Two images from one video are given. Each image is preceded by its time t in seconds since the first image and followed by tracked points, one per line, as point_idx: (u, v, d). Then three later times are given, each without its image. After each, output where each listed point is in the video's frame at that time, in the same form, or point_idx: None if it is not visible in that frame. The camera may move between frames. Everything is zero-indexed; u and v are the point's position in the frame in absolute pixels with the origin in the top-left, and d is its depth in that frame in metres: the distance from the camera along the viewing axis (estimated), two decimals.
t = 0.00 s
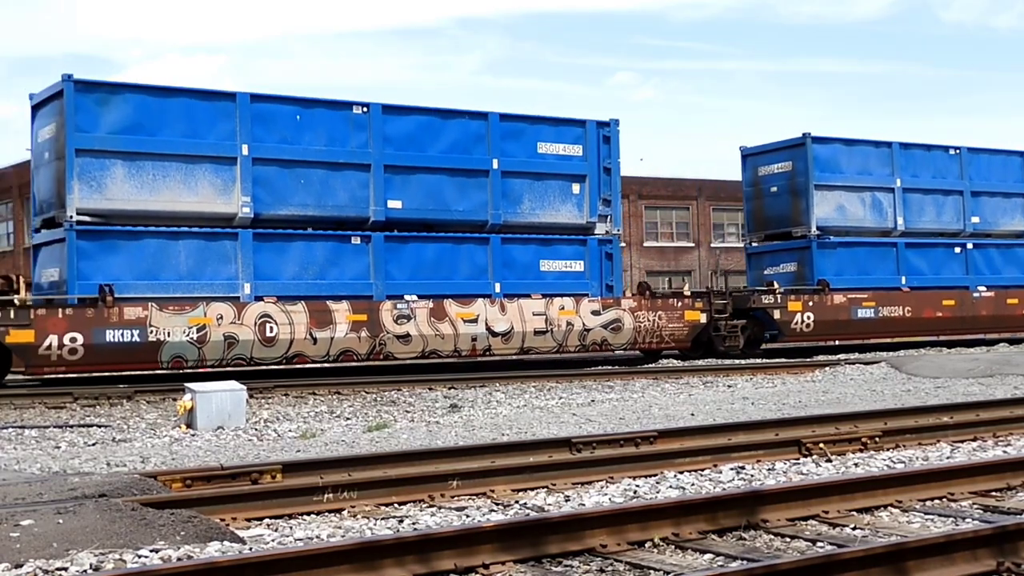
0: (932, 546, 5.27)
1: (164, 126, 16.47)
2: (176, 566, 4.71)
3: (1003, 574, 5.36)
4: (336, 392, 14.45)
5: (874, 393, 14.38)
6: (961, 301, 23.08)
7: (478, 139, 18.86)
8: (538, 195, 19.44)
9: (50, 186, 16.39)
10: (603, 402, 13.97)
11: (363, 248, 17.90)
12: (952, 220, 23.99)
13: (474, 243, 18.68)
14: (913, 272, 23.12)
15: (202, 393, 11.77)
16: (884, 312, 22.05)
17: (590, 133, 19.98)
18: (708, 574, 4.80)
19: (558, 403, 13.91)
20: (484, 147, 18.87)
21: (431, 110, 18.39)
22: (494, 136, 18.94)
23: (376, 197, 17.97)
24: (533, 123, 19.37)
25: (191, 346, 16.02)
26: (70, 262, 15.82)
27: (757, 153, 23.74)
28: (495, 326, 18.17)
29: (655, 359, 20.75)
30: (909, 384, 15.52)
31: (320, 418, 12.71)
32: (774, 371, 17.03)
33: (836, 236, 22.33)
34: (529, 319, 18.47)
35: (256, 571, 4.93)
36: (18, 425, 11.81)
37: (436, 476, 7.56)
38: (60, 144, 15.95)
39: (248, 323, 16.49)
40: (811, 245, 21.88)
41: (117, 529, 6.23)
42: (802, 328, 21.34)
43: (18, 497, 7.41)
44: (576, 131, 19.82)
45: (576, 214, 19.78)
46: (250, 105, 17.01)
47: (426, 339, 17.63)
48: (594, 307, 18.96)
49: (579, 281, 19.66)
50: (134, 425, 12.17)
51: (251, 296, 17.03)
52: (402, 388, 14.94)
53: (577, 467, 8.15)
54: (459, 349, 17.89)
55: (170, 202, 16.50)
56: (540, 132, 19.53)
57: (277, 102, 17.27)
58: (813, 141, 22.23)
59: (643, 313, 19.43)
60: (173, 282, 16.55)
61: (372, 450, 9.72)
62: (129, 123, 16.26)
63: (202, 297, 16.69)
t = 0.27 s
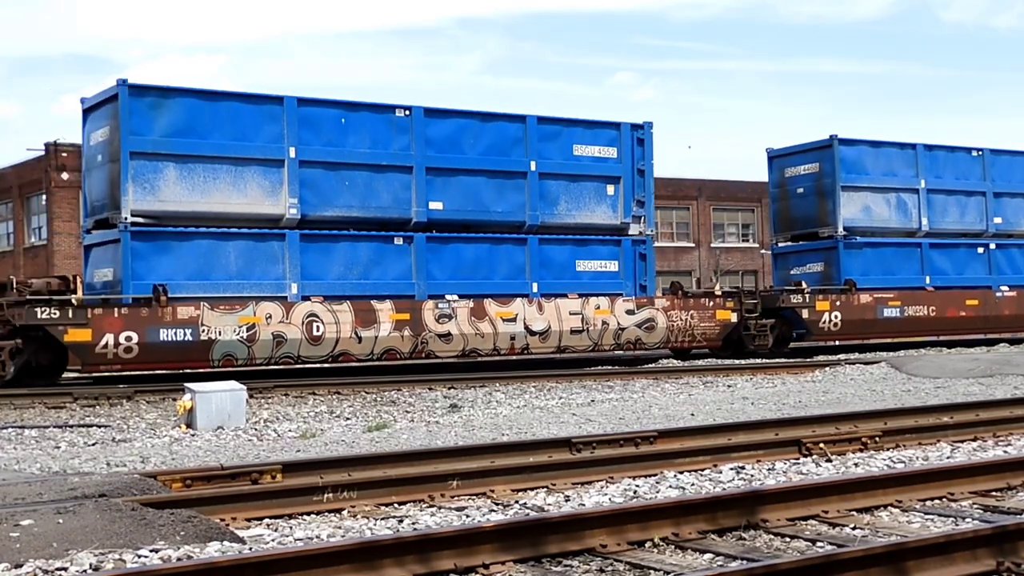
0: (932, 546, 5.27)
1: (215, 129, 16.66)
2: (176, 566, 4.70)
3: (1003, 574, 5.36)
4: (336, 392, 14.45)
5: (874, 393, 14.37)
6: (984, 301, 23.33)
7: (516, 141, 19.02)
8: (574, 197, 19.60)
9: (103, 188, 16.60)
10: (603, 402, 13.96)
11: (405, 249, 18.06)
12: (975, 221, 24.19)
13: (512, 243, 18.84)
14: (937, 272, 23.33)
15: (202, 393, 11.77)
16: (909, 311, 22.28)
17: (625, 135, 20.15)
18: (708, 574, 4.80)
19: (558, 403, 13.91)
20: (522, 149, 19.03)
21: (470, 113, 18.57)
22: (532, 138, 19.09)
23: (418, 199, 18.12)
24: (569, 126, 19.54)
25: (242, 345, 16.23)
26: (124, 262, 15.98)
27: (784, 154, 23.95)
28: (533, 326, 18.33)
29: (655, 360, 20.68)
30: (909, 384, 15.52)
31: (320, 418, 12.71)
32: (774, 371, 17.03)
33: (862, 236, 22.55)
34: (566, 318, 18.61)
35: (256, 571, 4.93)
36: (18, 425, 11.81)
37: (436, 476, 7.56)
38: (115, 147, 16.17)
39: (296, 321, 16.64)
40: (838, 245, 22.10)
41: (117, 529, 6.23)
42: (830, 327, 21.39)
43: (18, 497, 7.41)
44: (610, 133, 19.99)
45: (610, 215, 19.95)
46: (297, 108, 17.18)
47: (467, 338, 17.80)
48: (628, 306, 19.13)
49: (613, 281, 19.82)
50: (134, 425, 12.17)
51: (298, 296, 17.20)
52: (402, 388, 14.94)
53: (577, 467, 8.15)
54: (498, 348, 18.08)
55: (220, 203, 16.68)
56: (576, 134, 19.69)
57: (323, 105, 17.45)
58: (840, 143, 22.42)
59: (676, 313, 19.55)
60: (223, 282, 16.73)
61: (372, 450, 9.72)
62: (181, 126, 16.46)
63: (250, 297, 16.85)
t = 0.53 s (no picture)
0: (932, 546, 5.27)
1: (262, 132, 16.78)
2: (176, 567, 4.71)
3: (1003, 574, 5.36)
4: (336, 392, 14.44)
5: (874, 393, 14.37)
6: (1007, 300, 23.49)
7: (553, 143, 19.08)
8: (608, 198, 19.64)
9: (154, 190, 16.78)
10: (603, 402, 13.96)
11: (446, 249, 18.10)
12: (997, 221, 24.29)
13: (549, 244, 18.91)
14: (961, 272, 23.44)
15: (202, 393, 11.76)
16: (933, 310, 22.44)
17: (658, 138, 20.15)
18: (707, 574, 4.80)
19: (558, 403, 13.90)
20: (559, 151, 19.09)
21: (508, 116, 18.65)
22: (568, 140, 19.14)
23: (458, 200, 18.18)
24: (604, 128, 19.57)
25: (291, 343, 16.46)
26: (176, 263, 16.13)
27: (809, 156, 24.07)
28: (570, 325, 18.52)
29: (654, 360, 20.56)
30: (909, 384, 15.52)
31: (320, 418, 12.70)
32: (774, 371, 17.02)
33: (887, 237, 22.66)
34: (602, 318, 18.77)
35: (256, 571, 4.93)
36: (18, 425, 11.81)
37: (436, 476, 7.56)
38: (167, 150, 16.34)
39: (342, 320, 16.84)
40: (865, 246, 22.25)
41: (117, 529, 6.23)
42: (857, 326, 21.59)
43: (17, 497, 7.41)
44: (643, 135, 20.01)
45: (644, 216, 20.00)
46: (341, 111, 17.30)
47: (506, 337, 18.01)
48: (662, 305, 19.25)
49: (647, 281, 19.89)
50: (134, 425, 12.16)
51: (343, 296, 17.31)
52: (402, 387, 14.94)
53: (577, 467, 8.14)
54: (536, 347, 18.28)
55: (268, 205, 16.83)
56: (611, 137, 19.72)
57: (366, 108, 17.56)
58: (867, 145, 22.54)
59: (708, 312, 19.64)
60: (271, 282, 16.85)
61: (372, 450, 9.71)
62: (230, 129, 16.59)
63: (296, 297, 16.96)
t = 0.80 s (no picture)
0: (931, 546, 5.27)
1: (307, 134, 16.97)
2: (176, 566, 4.70)
3: (1003, 574, 5.36)
4: (336, 392, 14.43)
5: (874, 393, 14.35)
6: None
7: (588, 145, 19.20)
8: (642, 199, 19.81)
9: (202, 192, 16.98)
10: (603, 402, 13.94)
11: (485, 249, 18.27)
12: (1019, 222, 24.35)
13: (584, 244, 19.08)
14: (983, 272, 23.52)
15: (202, 393, 11.75)
16: (957, 309, 22.53)
17: (690, 139, 20.31)
18: (707, 574, 4.80)
19: (558, 403, 13.88)
20: (594, 153, 19.23)
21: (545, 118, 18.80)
22: (603, 142, 19.28)
23: (497, 201, 18.32)
24: (637, 130, 19.73)
25: (336, 342, 16.67)
26: (224, 263, 16.31)
27: (833, 158, 24.17)
28: (605, 323, 18.68)
29: (654, 360, 20.45)
30: (909, 384, 15.50)
31: (320, 418, 12.69)
32: (774, 371, 17.01)
33: (911, 237, 22.73)
34: (636, 317, 18.96)
35: (256, 570, 4.93)
36: (17, 425, 11.79)
37: (436, 476, 7.55)
38: (216, 152, 16.51)
39: (386, 319, 17.04)
40: (889, 246, 22.32)
41: (117, 529, 6.22)
42: (882, 325, 21.69)
43: (17, 496, 7.40)
44: (674, 137, 20.17)
45: (677, 217, 20.17)
46: (383, 114, 17.48)
47: (544, 335, 18.16)
48: (693, 304, 19.41)
49: (680, 280, 20.02)
50: (134, 425, 12.15)
51: (386, 295, 17.46)
52: (401, 387, 14.92)
53: (577, 467, 8.14)
54: (572, 345, 18.43)
55: (313, 206, 17.02)
56: (644, 138, 19.89)
57: (408, 111, 17.73)
58: (891, 146, 22.65)
59: (739, 311, 19.82)
60: (317, 282, 17.05)
61: (371, 450, 9.69)
62: (276, 132, 16.74)
63: (340, 296, 17.13)
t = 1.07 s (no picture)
0: (931, 546, 5.27)
1: (348, 137, 17.20)
2: (176, 566, 4.70)
3: (1003, 574, 5.36)
4: (336, 392, 14.44)
5: (874, 393, 14.36)
6: None
7: (619, 147, 19.47)
8: (672, 200, 20.04)
9: (246, 194, 17.23)
10: (603, 402, 13.94)
11: (520, 249, 18.53)
12: None
13: (616, 244, 19.35)
14: (1003, 272, 23.62)
15: (202, 393, 11.75)
16: (979, 309, 22.57)
17: (718, 141, 20.52)
18: (707, 574, 4.80)
19: (558, 403, 13.89)
20: (625, 155, 19.50)
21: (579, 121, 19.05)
22: (634, 145, 19.53)
23: (532, 202, 18.57)
24: (667, 132, 19.96)
25: (377, 341, 16.87)
26: (269, 263, 16.59)
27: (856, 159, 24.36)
28: (637, 322, 18.94)
29: (654, 360, 20.39)
30: (909, 384, 15.50)
31: (320, 418, 12.69)
32: (774, 371, 17.02)
33: (933, 237, 22.81)
34: (666, 316, 19.20)
35: (256, 571, 4.92)
36: (18, 425, 11.80)
37: (436, 476, 7.56)
38: (261, 155, 16.75)
39: (425, 318, 17.26)
40: (912, 246, 22.42)
41: (117, 529, 6.23)
42: (907, 325, 21.69)
43: (17, 497, 7.40)
44: (703, 139, 20.35)
45: (705, 218, 20.40)
46: (422, 117, 17.70)
47: (577, 334, 18.40)
48: (722, 303, 19.62)
49: (708, 280, 20.29)
50: (134, 425, 12.16)
51: (425, 295, 17.70)
52: (402, 387, 14.93)
53: (577, 467, 8.15)
54: (605, 344, 18.65)
55: (354, 207, 17.25)
56: (674, 141, 20.10)
57: (446, 114, 17.96)
58: (914, 148, 22.79)
59: (767, 310, 19.98)
60: (358, 282, 17.31)
61: (372, 450, 9.70)
62: (319, 135, 17.00)
63: (381, 296, 17.39)
